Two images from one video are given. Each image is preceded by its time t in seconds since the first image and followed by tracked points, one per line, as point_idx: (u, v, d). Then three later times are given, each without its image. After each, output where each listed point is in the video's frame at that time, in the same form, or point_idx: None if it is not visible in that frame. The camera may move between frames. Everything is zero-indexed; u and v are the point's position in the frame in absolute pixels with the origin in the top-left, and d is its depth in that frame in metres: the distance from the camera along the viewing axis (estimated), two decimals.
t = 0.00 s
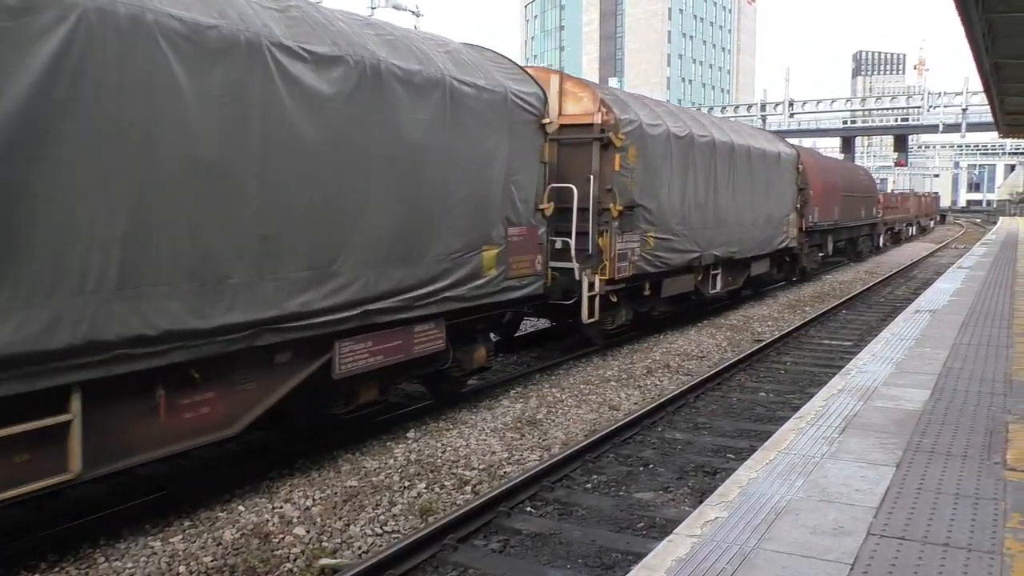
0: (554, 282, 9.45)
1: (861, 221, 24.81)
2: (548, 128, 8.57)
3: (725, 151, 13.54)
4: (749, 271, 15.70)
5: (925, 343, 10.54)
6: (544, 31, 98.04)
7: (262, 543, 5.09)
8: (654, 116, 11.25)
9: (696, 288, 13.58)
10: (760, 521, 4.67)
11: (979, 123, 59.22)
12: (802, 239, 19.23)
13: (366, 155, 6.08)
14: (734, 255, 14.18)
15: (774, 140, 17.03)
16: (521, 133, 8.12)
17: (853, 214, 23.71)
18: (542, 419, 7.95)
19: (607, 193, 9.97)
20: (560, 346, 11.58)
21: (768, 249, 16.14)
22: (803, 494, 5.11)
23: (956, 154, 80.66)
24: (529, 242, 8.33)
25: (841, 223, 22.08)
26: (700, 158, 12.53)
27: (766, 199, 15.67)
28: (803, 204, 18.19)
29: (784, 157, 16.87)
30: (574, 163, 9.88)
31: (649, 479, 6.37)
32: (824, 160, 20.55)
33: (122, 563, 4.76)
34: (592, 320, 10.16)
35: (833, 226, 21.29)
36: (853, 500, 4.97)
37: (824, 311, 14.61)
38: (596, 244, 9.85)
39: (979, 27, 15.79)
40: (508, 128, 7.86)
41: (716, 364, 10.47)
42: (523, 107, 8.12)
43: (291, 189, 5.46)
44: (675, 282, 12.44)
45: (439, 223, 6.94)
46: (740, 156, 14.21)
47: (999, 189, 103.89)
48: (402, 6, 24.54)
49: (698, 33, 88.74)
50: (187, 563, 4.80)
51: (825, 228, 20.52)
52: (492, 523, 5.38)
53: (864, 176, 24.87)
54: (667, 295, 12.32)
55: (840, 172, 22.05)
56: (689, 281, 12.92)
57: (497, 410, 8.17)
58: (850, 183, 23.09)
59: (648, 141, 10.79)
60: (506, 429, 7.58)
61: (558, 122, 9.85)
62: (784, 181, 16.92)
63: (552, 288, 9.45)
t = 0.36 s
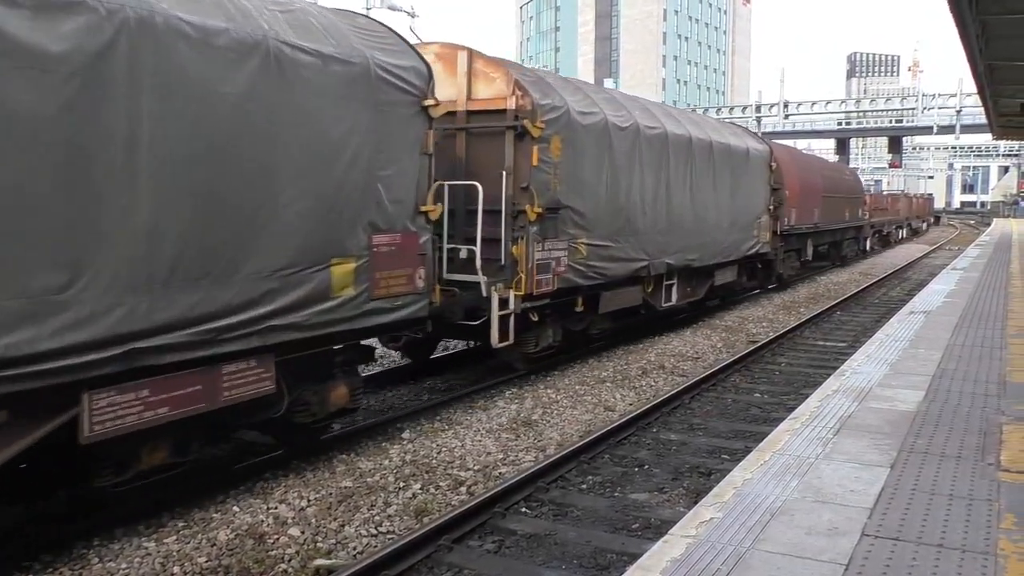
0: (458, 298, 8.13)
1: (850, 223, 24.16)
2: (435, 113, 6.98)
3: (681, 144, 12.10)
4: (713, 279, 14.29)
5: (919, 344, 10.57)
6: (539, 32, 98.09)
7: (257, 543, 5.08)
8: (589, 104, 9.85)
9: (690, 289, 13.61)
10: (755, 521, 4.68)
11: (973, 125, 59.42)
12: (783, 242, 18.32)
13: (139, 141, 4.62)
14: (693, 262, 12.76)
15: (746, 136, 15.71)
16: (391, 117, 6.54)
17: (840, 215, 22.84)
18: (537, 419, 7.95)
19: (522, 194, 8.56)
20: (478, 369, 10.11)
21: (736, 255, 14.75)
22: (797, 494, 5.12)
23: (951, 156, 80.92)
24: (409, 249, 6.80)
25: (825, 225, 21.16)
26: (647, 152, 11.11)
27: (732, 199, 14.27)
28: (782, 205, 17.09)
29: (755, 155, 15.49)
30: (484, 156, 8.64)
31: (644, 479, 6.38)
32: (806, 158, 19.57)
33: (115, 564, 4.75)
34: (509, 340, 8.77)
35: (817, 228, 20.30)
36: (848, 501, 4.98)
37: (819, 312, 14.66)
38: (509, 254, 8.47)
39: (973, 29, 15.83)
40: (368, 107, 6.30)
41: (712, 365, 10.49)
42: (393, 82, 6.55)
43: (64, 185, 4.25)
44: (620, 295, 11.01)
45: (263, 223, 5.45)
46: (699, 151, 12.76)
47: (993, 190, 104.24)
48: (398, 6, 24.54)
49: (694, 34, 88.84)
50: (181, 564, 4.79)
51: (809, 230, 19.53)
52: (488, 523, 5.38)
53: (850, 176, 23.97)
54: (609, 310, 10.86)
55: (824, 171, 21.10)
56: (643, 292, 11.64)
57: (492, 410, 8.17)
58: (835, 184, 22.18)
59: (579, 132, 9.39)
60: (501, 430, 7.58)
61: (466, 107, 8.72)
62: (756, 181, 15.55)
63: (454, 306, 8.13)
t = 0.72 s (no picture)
0: (311, 322, 6.59)
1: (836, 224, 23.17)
2: (250, 86, 5.30)
3: (623, 136, 10.55)
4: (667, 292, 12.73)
5: (915, 345, 10.61)
6: (535, 33, 98.15)
7: (253, 545, 5.08)
8: (500, 87, 8.31)
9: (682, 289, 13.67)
10: (750, 521, 4.70)
11: (968, 126, 59.58)
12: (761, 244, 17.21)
13: None
14: (639, 272, 11.20)
15: (712, 131, 14.23)
16: (189, 87, 4.94)
17: (824, 217, 21.71)
18: (533, 421, 7.95)
19: (399, 192, 6.94)
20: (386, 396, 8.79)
21: (698, 261, 13.21)
22: (792, 495, 5.13)
23: (946, 158, 81.12)
24: (209, 261, 5.08)
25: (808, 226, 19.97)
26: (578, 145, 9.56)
27: (691, 199, 12.72)
28: (755, 206, 15.66)
29: (721, 151, 13.93)
30: (354, 147, 7.11)
31: (640, 480, 6.39)
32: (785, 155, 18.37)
33: (111, 565, 4.75)
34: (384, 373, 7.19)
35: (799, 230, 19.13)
36: (843, 502, 4.99)
37: (815, 313, 14.69)
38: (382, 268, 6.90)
39: (968, 30, 15.87)
40: (140, 71, 4.65)
41: (707, 366, 10.51)
42: (188, 44, 4.93)
43: None
44: (543, 312, 9.40)
45: None
46: (648, 146, 11.23)
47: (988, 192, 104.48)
48: (395, 7, 24.55)
49: (690, 35, 88.98)
50: (177, 565, 4.78)
51: (789, 232, 18.27)
52: (484, 524, 5.38)
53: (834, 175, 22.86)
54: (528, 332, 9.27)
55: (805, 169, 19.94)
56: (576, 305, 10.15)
57: (488, 411, 8.18)
58: (818, 183, 21.04)
59: (482, 119, 7.85)
60: (498, 431, 7.58)
61: (335, 86, 7.18)
62: (723, 180, 14.05)
63: (305, 332, 6.55)
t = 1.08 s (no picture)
0: (53, 361, 4.97)
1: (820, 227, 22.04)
2: None
3: (546, 124, 8.90)
4: (607, 307, 11.06)
5: (909, 346, 10.63)
6: (531, 35, 98.22)
7: (248, 547, 5.07)
8: (371, 58, 6.66)
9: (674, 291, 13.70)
10: (744, 522, 4.71)
11: (963, 128, 59.72)
12: (733, 249, 16.04)
13: None
14: (569, 286, 9.56)
15: (667, 123, 12.62)
16: None
17: (806, 219, 20.48)
18: (529, 422, 7.95)
19: (200, 190, 5.24)
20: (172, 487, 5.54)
21: (647, 269, 11.55)
22: (787, 496, 5.15)
23: (940, 159, 81.33)
24: None
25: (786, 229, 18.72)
26: (482, 133, 7.85)
27: (637, 199, 11.02)
28: (720, 207, 14.20)
29: (675, 145, 12.28)
30: (152, 127, 5.43)
31: (635, 482, 6.40)
32: (757, 153, 17.17)
33: (105, 568, 4.73)
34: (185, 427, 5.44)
35: (775, 234, 17.89)
36: (838, 503, 5.00)
37: (810, 314, 14.72)
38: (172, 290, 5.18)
39: (962, 32, 15.91)
40: None
41: (703, 367, 10.52)
42: None
43: None
44: (432, 339, 7.71)
45: None
46: (579, 137, 9.58)
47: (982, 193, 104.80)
48: (390, 10, 24.54)
49: (685, 37, 89.08)
50: (172, 568, 4.78)
51: (763, 237, 16.99)
52: (479, 526, 5.39)
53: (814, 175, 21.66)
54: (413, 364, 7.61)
55: (782, 168, 18.75)
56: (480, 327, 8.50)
57: (483, 413, 8.18)
58: (798, 184, 19.84)
59: (337, 98, 6.19)
60: (493, 432, 7.58)
61: (120, 50, 5.48)
62: (678, 180, 12.43)
63: (53, 376, 4.94)
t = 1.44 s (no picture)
0: None
1: (801, 229, 20.75)
2: None
3: (433, 104, 7.15)
4: (523, 329, 9.29)
5: (902, 346, 10.66)
6: (525, 36, 98.25)
7: (242, 549, 5.07)
8: (149, 6, 4.84)
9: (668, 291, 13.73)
10: (738, 523, 4.72)
11: (956, 129, 59.88)
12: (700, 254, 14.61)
13: None
14: (475, 303, 7.86)
15: (607, 111, 10.96)
16: None
17: (783, 220, 19.13)
18: (523, 423, 7.96)
19: None
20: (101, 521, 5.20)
21: (578, 280, 9.86)
22: (781, 496, 5.16)
23: (933, 160, 81.57)
24: None
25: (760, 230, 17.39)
26: (336, 113, 6.08)
27: (562, 199, 9.31)
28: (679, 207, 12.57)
29: (613, 136, 10.60)
30: None
31: (630, 482, 6.41)
32: (727, 147, 15.85)
33: (99, 570, 4.73)
34: None
35: (747, 236, 16.53)
36: (831, 503, 5.02)
37: (804, 315, 14.74)
38: None
39: (954, 34, 15.96)
40: None
41: (697, 368, 10.53)
42: None
43: None
44: (264, 380, 5.86)
45: None
46: (485, 122, 7.88)
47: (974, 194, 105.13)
48: (384, 10, 24.52)
49: (679, 38, 89.17)
50: (166, 570, 4.77)
51: (733, 240, 15.63)
52: (473, 527, 5.39)
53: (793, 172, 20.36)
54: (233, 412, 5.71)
55: (757, 165, 17.44)
56: (344, 359, 6.69)
57: (478, 414, 8.17)
58: (776, 182, 18.52)
59: (82, 61, 4.36)
60: (488, 433, 7.58)
61: None
62: (619, 177, 10.77)
63: None
